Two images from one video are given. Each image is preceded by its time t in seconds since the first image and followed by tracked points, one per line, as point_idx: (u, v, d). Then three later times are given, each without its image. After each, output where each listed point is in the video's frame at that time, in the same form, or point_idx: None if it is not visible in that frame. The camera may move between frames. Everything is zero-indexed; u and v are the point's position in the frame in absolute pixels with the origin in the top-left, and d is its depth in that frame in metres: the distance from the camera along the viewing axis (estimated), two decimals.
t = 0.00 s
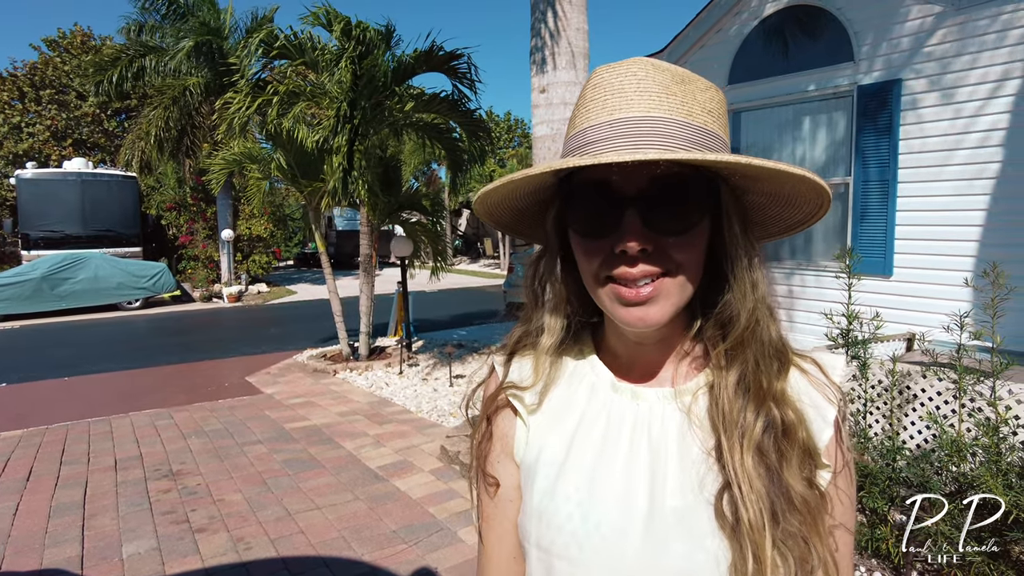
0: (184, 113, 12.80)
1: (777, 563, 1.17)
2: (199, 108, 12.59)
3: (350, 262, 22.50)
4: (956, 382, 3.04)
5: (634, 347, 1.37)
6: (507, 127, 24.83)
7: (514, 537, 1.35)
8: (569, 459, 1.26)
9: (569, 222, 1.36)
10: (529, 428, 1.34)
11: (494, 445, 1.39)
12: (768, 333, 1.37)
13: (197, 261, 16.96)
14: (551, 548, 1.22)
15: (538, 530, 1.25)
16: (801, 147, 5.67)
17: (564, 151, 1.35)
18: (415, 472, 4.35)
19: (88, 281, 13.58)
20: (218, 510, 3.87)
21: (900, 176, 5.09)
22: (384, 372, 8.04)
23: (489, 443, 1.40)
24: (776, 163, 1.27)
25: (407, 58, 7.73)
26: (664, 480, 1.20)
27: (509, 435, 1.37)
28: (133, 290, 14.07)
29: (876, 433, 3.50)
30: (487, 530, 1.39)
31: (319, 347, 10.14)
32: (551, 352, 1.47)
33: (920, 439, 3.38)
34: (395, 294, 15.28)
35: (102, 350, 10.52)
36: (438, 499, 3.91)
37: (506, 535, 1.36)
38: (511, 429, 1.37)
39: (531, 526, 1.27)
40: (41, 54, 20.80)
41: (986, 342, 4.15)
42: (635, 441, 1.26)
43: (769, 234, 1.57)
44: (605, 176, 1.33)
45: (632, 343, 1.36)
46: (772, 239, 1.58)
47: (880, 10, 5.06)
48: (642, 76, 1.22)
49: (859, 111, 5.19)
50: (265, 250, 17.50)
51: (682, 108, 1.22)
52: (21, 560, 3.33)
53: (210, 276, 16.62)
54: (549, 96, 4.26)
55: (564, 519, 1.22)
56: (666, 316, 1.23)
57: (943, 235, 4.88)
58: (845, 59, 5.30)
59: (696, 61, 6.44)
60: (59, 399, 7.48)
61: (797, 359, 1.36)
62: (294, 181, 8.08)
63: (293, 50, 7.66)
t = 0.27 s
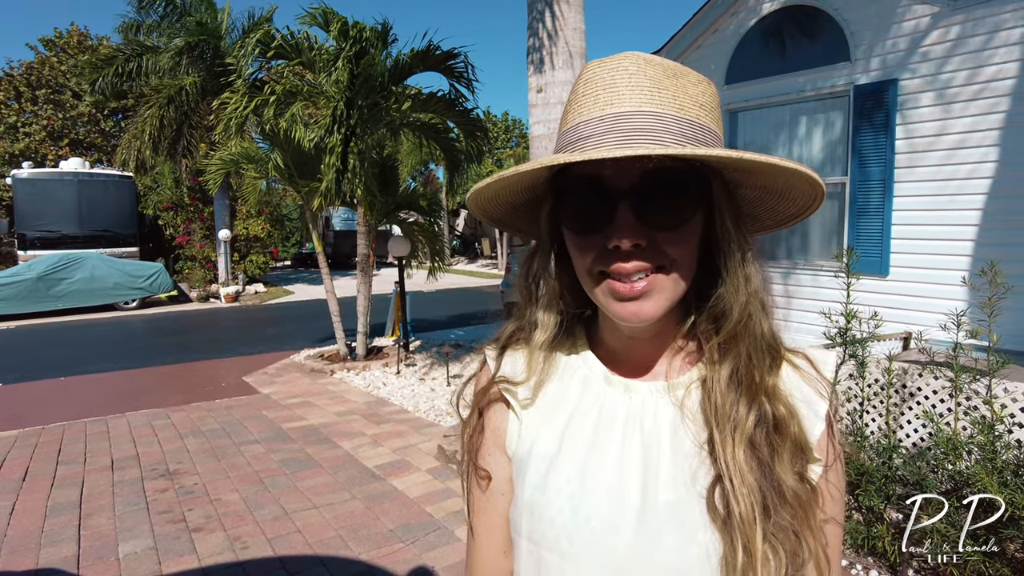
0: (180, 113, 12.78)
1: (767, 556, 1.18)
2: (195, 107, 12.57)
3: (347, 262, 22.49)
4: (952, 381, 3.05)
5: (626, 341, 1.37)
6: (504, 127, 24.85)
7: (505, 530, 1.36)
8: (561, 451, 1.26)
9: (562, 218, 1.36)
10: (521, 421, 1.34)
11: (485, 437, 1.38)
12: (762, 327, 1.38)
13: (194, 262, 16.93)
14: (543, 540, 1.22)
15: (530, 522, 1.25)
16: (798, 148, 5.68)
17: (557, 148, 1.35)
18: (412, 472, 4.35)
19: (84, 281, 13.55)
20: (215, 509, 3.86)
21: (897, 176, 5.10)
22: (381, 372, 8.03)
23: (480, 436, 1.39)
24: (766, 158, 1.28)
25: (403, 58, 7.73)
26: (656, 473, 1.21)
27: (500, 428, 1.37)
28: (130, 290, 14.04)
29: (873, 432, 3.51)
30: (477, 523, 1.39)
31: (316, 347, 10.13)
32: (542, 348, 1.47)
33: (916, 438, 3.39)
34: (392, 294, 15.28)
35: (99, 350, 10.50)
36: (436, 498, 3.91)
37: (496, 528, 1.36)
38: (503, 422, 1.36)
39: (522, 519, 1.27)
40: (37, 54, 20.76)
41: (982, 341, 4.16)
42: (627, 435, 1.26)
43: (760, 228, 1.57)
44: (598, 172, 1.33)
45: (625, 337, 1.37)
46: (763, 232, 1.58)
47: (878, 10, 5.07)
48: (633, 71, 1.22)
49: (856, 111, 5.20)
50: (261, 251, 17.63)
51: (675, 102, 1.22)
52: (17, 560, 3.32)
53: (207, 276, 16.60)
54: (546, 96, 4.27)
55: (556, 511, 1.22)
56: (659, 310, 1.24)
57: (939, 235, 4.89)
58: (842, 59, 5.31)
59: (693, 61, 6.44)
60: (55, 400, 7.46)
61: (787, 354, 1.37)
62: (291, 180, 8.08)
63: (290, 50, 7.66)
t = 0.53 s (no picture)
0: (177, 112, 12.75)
1: (756, 553, 1.18)
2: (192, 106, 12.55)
3: (345, 262, 22.47)
4: (949, 380, 3.05)
5: (614, 338, 1.37)
6: (501, 127, 24.84)
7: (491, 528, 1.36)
8: (551, 448, 1.26)
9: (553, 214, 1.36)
10: (509, 419, 1.33)
11: (473, 435, 1.37)
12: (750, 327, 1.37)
13: (191, 261, 16.90)
14: (531, 539, 1.22)
15: (518, 520, 1.24)
16: (795, 147, 5.68)
17: (550, 141, 1.35)
18: (409, 471, 4.35)
19: (81, 280, 13.52)
20: (211, 508, 3.85)
21: (893, 175, 5.11)
22: (378, 371, 8.02)
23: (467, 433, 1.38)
24: (758, 161, 1.28)
25: (401, 57, 7.73)
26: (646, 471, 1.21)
27: (489, 426, 1.36)
28: (127, 289, 14.02)
29: (870, 431, 3.52)
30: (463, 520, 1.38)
31: (314, 347, 10.13)
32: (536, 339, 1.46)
33: (912, 437, 3.40)
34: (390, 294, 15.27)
35: (96, 350, 10.48)
36: (433, 497, 3.91)
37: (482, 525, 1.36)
38: (491, 421, 1.36)
39: (510, 517, 1.26)
40: (34, 52, 20.70)
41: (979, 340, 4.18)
42: (617, 432, 1.26)
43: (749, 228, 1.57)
44: (591, 169, 1.33)
45: (613, 334, 1.37)
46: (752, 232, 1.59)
47: (875, 10, 5.08)
48: (630, 67, 1.22)
49: (852, 111, 5.21)
50: (259, 250, 17.55)
51: (669, 100, 1.22)
52: (12, 559, 3.31)
53: (204, 276, 16.58)
54: (543, 95, 4.27)
55: (546, 508, 1.21)
56: (646, 310, 1.24)
57: (935, 234, 4.91)
58: (839, 59, 5.32)
59: (690, 60, 6.45)
60: (52, 399, 7.44)
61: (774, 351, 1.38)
62: (289, 179, 8.09)
63: (287, 49, 7.65)
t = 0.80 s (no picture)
0: (174, 112, 12.74)
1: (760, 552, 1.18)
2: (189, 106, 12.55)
3: (343, 262, 22.47)
4: (946, 381, 3.07)
5: (621, 338, 1.38)
6: (499, 126, 24.85)
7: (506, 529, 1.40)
8: (560, 449, 1.28)
9: (562, 220, 1.38)
10: (523, 423, 1.35)
11: (495, 439, 1.41)
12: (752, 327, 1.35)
13: (189, 261, 16.88)
14: (542, 537, 1.24)
15: (530, 519, 1.27)
16: (793, 148, 5.71)
17: (560, 148, 1.36)
18: (408, 472, 4.35)
19: (79, 280, 13.50)
20: (210, 509, 3.85)
21: (891, 177, 5.13)
22: (377, 371, 8.03)
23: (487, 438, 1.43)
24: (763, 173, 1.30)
25: (398, 57, 7.74)
26: (649, 468, 1.21)
27: (506, 430, 1.39)
28: (125, 289, 14.01)
29: (867, 431, 3.55)
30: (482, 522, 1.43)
31: (312, 347, 10.13)
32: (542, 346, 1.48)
33: (909, 438, 3.43)
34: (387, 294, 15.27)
35: (93, 350, 10.46)
36: (432, 498, 3.91)
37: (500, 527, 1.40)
38: (507, 425, 1.39)
39: (523, 517, 1.29)
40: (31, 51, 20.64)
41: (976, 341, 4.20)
42: (623, 433, 1.27)
43: (755, 232, 1.58)
44: (600, 177, 1.34)
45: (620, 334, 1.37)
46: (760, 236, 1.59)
47: (872, 12, 5.10)
48: (643, 74, 1.23)
49: (850, 112, 5.23)
50: (257, 249, 17.51)
51: (681, 108, 1.22)
52: (11, 560, 3.32)
53: (202, 276, 16.56)
54: (542, 96, 4.27)
55: (554, 507, 1.23)
56: (654, 314, 1.25)
57: (933, 235, 4.93)
58: (837, 60, 5.35)
59: (688, 61, 6.47)
60: (50, 399, 7.44)
61: (780, 345, 1.35)
62: (287, 179, 8.09)
63: (285, 49, 7.66)
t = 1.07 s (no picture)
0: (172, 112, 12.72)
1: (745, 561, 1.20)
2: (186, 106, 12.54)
3: (340, 262, 22.46)
4: (943, 380, 3.08)
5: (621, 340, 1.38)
6: (497, 127, 24.84)
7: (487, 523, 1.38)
8: (550, 447, 1.26)
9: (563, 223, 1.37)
10: (514, 415, 1.34)
11: (479, 428, 1.38)
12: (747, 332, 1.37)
13: (186, 261, 16.85)
14: (529, 533, 1.23)
15: (517, 514, 1.26)
16: (791, 147, 5.72)
17: (561, 153, 1.36)
18: (406, 472, 4.35)
19: (76, 280, 13.46)
20: (207, 509, 3.85)
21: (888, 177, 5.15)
22: (374, 371, 8.02)
23: (469, 426, 1.40)
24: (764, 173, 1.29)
25: (396, 57, 7.72)
26: (645, 472, 1.22)
27: (493, 422, 1.37)
28: (121, 289, 13.97)
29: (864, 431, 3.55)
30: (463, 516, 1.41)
31: (309, 347, 10.12)
32: (546, 345, 1.44)
33: (905, 437, 3.44)
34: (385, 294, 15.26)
35: (90, 350, 10.43)
36: (429, 498, 3.91)
37: (482, 521, 1.39)
38: (495, 416, 1.37)
39: (509, 510, 1.28)
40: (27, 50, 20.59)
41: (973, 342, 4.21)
42: (618, 432, 1.27)
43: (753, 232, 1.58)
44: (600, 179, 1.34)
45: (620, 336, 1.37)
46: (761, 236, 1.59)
47: (869, 12, 5.12)
48: (639, 77, 1.23)
49: (847, 112, 5.25)
50: (254, 249, 17.48)
51: (679, 109, 1.22)
52: (7, 561, 3.30)
53: (199, 276, 16.53)
54: (539, 96, 4.27)
55: (544, 504, 1.22)
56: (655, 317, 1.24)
57: (930, 235, 4.94)
58: (834, 61, 5.36)
59: (686, 62, 6.48)
60: (46, 399, 7.42)
61: (774, 362, 1.37)
62: (284, 181, 8.06)
63: (282, 49, 7.65)
